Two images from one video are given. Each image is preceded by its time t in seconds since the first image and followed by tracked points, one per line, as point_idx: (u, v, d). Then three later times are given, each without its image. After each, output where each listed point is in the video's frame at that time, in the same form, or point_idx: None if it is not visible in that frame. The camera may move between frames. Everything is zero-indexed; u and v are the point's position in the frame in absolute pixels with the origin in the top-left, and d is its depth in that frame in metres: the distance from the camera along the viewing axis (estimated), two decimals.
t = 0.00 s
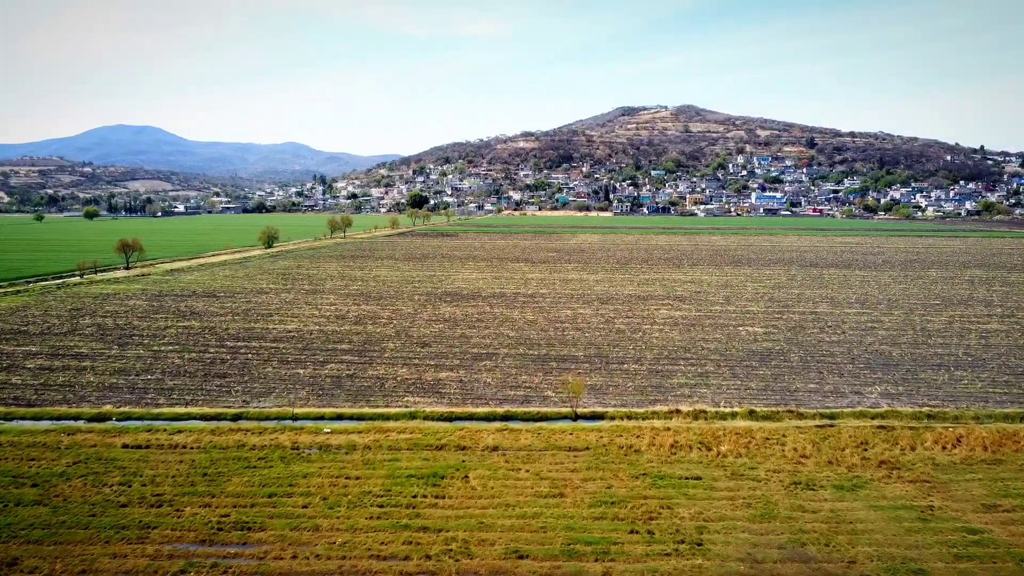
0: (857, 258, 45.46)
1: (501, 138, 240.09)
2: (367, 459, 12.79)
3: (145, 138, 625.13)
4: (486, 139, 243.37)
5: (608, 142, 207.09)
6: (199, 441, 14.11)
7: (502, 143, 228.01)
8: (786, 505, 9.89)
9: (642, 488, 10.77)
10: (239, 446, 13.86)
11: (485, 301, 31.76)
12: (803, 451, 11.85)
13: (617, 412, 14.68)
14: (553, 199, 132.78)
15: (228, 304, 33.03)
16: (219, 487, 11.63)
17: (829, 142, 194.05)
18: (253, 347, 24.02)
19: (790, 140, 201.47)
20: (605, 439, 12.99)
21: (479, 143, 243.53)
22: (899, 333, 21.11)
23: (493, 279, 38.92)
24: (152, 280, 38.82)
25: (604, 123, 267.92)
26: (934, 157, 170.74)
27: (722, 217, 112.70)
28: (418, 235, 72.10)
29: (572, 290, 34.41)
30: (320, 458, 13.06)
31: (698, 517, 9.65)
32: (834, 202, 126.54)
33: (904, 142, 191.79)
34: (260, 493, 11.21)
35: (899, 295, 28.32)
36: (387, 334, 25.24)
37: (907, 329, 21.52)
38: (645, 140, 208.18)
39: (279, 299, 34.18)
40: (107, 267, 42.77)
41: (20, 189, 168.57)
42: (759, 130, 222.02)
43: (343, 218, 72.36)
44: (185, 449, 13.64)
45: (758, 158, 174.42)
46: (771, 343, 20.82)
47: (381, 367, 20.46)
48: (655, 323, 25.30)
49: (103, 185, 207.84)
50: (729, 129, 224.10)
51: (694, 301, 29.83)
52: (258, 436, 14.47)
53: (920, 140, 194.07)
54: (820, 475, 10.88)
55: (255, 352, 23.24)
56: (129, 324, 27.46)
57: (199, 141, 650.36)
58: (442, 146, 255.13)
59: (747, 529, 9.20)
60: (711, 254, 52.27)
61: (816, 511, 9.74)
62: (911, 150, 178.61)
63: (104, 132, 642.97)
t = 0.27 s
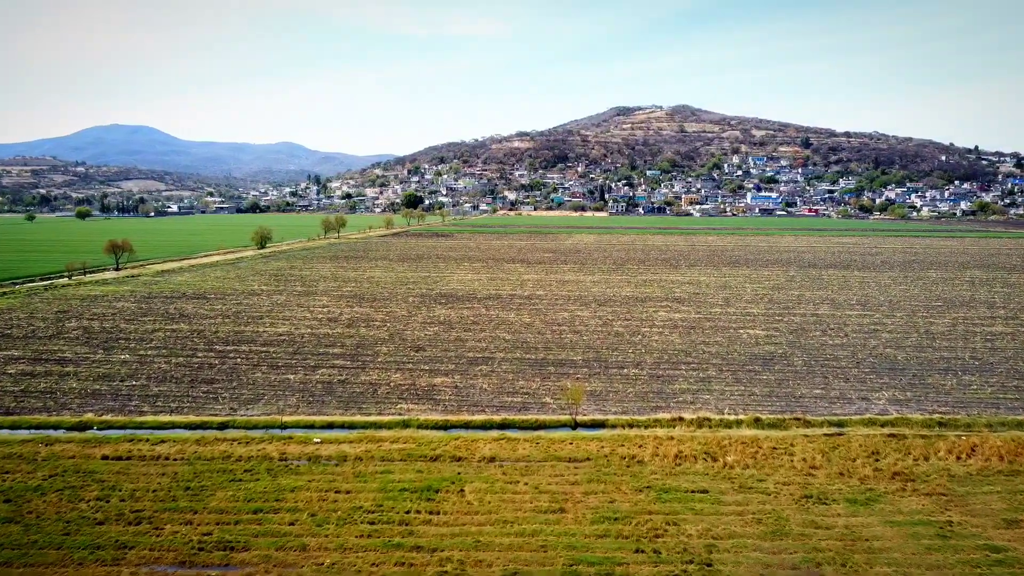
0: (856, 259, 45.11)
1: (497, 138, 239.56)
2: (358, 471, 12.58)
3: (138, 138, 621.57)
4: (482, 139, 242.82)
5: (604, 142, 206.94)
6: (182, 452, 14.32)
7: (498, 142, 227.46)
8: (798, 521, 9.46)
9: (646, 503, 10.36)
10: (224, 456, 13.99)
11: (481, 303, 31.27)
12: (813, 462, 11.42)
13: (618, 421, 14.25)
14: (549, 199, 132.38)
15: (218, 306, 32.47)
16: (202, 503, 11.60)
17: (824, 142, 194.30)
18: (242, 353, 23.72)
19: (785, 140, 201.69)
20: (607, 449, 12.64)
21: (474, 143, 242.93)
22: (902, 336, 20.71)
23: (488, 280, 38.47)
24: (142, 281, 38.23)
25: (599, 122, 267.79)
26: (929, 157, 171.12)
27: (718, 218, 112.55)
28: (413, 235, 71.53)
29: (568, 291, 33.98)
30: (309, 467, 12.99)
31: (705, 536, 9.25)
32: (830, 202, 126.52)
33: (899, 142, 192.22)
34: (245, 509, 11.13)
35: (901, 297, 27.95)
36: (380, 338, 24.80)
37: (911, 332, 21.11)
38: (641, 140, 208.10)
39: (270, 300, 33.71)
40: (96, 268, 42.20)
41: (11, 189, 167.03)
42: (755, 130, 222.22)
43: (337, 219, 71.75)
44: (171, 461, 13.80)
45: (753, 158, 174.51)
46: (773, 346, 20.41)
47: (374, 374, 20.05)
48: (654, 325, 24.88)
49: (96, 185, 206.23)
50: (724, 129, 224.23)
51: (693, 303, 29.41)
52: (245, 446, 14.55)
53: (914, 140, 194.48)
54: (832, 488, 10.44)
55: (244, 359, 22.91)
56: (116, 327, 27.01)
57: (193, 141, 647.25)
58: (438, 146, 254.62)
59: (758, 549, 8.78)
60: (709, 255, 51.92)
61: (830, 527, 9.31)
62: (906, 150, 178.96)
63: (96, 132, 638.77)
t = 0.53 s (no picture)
0: (850, 260, 44.96)
1: (489, 138, 239.08)
2: (346, 485, 12.13)
3: (127, 137, 615.91)
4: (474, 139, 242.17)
5: (596, 142, 206.98)
6: (162, 465, 13.77)
7: (490, 142, 226.93)
8: (807, 539, 9.03)
9: (646, 519, 9.93)
10: (204, 468, 13.54)
11: (474, 305, 30.75)
12: (820, 473, 10.99)
13: (615, 429, 13.82)
14: (541, 199, 132.03)
15: (205, 308, 31.74)
16: (181, 520, 11.10)
17: (815, 142, 195.18)
18: (229, 358, 23.16)
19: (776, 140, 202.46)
20: (605, 459, 12.21)
21: (466, 143, 242.31)
22: (903, 338, 20.37)
23: (481, 281, 38.00)
24: (127, 282, 37.47)
25: (592, 122, 267.91)
26: (919, 157, 172.24)
27: (710, 218, 112.59)
28: (405, 236, 70.85)
29: (562, 293, 33.56)
30: (292, 480, 12.57)
31: (710, 555, 8.80)
32: (821, 202, 126.94)
33: (889, 143, 193.39)
34: (224, 526, 10.73)
35: (898, 298, 27.69)
36: (372, 342, 24.33)
37: (911, 334, 20.79)
38: (633, 140, 208.29)
39: (259, 302, 33.08)
40: (80, 269, 41.38)
41: None
42: (746, 130, 222.97)
43: (328, 219, 70.96)
44: (150, 473, 13.35)
45: (745, 159, 175.05)
46: (772, 349, 20.02)
47: (365, 381, 19.56)
48: (650, 328, 24.48)
49: (83, 185, 203.92)
50: (716, 129, 224.80)
51: (689, 304, 29.02)
52: (227, 457, 14.09)
53: (905, 141, 195.68)
54: (842, 502, 10.00)
55: (231, 364, 22.37)
56: (99, 330, 26.32)
57: (183, 140, 641.93)
58: (430, 146, 253.75)
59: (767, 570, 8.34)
60: (703, 255, 51.67)
61: (842, 544, 8.86)
62: (896, 150, 180.10)
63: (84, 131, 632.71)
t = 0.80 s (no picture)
0: (840, 260, 44.93)
1: (477, 138, 238.33)
2: (330, 500, 11.54)
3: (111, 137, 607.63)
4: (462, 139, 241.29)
5: (585, 142, 206.96)
6: (135, 479, 13.10)
7: (478, 142, 226.14)
8: (816, 557, 8.59)
9: (646, 536, 9.44)
10: (181, 483, 12.88)
11: (464, 307, 30.17)
12: (825, 484, 10.54)
13: (610, 439, 13.35)
14: (530, 199, 131.62)
15: (187, 311, 30.86)
16: (153, 541, 10.45)
17: (802, 143, 196.47)
18: (211, 363, 22.44)
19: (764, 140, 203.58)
20: (601, 471, 11.71)
21: (455, 143, 241.37)
22: (898, 340, 20.08)
23: (471, 282, 37.44)
24: (107, 284, 36.48)
25: (580, 122, 268.06)
26: (904, 158, 173.91)
27: (700, 218, 112.77)
28: (393, 236, 70.07)
29: (553, 294, 33.09)
30: (273, 495, 11.96)
31: None
32: (809, 203, 127.62)
33: (875, 143, 195.13)
34: (200, 547, 10.11)
35: (890, 299, 27.51)
36: (358, 347, 23.70)
37: (906, 336, 20.52)
38: (621, 141, 208.53)
39: (243, 305, 32.30)
40: (59, 271, 40.31)
41: None
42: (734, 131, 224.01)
43: (315, 219, 70.04)
44: (122, 489, 12.67)
45: (732, 159, 175.74)
46: (768, 353, 19.64)
47: (351, 387, 18.96)
48: (643, 330, 24.07)
49: (65, 184, 200.57)
50: (704, 130, 225.66)
51: (682, 306, 28.63)
52: (205, 470, 13.44)
53: (890, 141, 197.51)
54: (849, 516, 9.57)
55: (213, 370, 21.67)
56: (76, 335, 25.47)
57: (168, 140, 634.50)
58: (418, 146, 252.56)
59: None
60: (693, 256, 51.48)
61: (852, 563, 8.42)
62: (882, 150, 181.85)
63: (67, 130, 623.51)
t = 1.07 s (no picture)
0: (830, 260, 44.88)
1: (466, 138, 237.55)
2: (312, 517, 10.93)
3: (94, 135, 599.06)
4: (450, 138, 240.33)
5: (574, 142, 206.96)
6: (107, 495, 12.40)
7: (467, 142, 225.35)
8: None
9: (647, 555, 8.96)
10: (155, 498, 12.21)
11: (452, 309, 29.56)
12: (831, 498, 10.13)
13: (605, 449, 12.86)
14: (519, 199, 131.18)
15: (168, 313, 29.98)
16: (122, 565, 9.81)
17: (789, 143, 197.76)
18: (191, 369, 21.68)
19: (751, 141, 204.70)
20: (597, 484, 11.22)
21: (443, 142, 240.36)
22: (895, 343, 19.79)
23: (460, 284, 36.87)
24: (85, 286, 35.46)
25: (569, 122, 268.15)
26: (890, 158, 175.56)
27: (688, 218, 112.98)
28: (381, 236, 69.25)
29: (543, 296, 32.60)
30: (253, 513, 11.34)
31: None
32: (796, 203, 128.31)
33: (861, 144, 196.85)
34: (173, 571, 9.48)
35: (883, 300, 27.30)
36: (344, 351, 23.04)
37: (902, 339, 20.24)
38: (610, 141, 208.76)
39: (226, 307, 31.49)
40: (37, 272, 39.20)
41: None
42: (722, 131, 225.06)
43: (301, 219, 69.08)
44: (93, 506, 11.98)
45: (720, 159, 176.43)
46: (763, 357, 19.23)
47: (336, 394, 18.32)
48: (635, 333, 23.63)
49: (45, 183, 197.14)
50: (692, 130, 226.49)
51: (674, 308, 28.22)
52: (182, 485, 12.79)
53: (876, 142, 199.36)
54: (858, 531, 9.15)
55: (193, 376, 20.92)
56: (51, 339, 24.57)
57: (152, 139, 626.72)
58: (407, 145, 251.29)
59: None
60: (683, 256, 51.27)
61: None
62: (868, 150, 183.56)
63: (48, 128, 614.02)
